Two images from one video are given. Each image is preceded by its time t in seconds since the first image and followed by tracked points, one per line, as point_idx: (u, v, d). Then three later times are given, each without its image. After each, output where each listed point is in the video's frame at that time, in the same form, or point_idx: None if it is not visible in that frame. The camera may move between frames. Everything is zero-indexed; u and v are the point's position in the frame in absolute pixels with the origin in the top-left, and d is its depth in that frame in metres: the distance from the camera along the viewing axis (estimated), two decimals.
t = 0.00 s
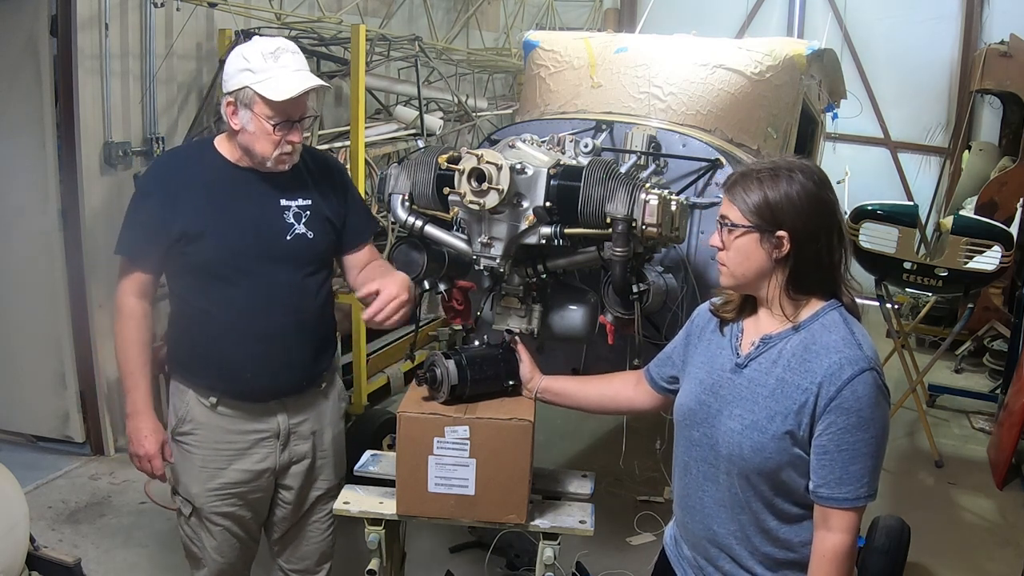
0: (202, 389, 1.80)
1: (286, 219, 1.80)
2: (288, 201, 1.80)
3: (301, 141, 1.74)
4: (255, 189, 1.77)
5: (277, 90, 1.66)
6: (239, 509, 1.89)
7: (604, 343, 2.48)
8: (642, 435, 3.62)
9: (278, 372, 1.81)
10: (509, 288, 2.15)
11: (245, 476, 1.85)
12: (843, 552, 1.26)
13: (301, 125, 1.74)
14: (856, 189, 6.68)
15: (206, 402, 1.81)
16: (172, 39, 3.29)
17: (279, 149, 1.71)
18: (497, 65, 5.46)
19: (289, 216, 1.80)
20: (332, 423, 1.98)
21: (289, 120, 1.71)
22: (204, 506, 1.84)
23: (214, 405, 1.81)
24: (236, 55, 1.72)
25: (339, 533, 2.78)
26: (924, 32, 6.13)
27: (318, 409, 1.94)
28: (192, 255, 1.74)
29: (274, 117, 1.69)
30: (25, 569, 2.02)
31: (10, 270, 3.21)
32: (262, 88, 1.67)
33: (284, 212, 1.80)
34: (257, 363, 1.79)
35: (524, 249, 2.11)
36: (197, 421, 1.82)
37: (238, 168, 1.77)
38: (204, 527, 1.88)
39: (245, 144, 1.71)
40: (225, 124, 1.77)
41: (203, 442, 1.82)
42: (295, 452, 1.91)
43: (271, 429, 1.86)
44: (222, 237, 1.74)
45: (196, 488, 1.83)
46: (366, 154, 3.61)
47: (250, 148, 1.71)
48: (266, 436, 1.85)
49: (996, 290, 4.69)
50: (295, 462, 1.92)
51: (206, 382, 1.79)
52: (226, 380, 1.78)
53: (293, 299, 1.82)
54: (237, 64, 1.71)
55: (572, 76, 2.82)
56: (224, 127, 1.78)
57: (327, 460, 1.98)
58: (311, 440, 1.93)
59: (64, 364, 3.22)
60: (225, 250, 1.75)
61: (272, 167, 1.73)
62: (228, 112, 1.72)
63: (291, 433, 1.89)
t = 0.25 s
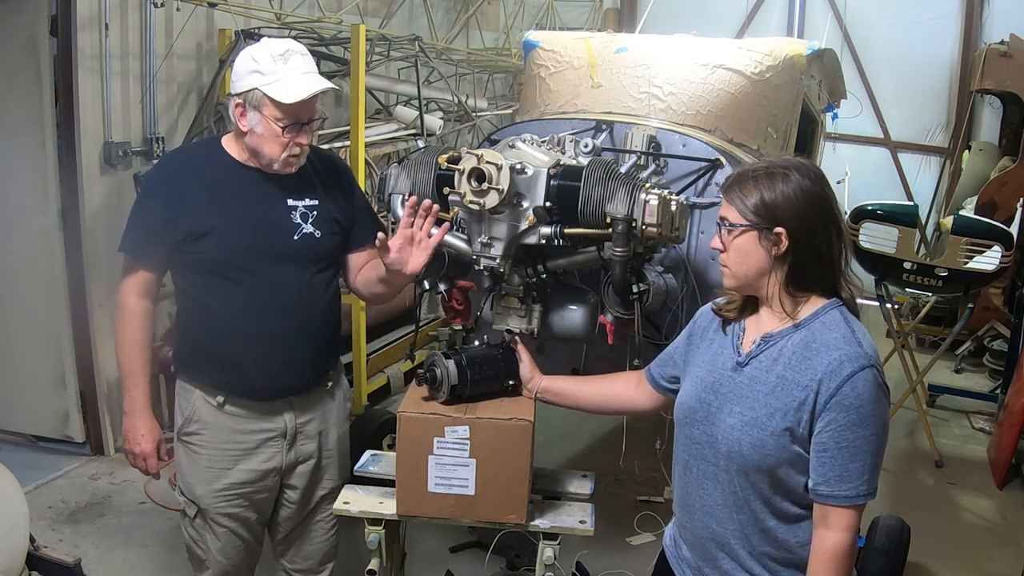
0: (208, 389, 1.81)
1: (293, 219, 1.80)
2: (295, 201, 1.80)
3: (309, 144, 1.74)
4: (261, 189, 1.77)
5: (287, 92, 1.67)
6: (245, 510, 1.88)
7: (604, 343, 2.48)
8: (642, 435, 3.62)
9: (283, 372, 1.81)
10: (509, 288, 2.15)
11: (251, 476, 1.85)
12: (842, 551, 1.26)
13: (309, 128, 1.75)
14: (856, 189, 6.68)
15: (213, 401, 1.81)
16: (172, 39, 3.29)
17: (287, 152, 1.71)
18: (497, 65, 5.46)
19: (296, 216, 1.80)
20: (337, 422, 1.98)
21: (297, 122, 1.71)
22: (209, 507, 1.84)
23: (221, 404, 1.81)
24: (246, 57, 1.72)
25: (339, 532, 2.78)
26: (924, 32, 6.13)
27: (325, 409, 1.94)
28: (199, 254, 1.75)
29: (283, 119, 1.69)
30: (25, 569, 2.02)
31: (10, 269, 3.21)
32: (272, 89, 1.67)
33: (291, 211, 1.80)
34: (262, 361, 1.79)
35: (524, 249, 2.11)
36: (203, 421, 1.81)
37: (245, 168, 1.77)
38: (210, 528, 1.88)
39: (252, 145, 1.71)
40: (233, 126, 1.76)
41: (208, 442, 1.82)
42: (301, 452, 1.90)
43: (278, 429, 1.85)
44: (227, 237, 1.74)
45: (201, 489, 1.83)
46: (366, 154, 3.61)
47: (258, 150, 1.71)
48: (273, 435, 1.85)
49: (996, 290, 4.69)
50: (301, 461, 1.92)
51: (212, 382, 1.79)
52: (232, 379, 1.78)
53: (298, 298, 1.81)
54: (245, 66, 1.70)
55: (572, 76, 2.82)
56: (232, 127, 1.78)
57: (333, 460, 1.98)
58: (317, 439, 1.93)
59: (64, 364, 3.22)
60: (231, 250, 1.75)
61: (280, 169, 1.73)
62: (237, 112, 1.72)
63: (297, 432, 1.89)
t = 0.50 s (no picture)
0: (217, 389, 1.80)
1: (302, 219, 1.80)
2: (304, 201, 1.81)
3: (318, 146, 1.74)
4: (271, 189, 1.78)
5: (298, 95, 1.66)
6: (253, 512, 1.88)
7: (604, 343, 2.48)
8: (642, 435, 3.62)
9: (291, 372, 1.81)
10: (509, 288, 2.15)
11: (260, 477, 1.85)
12: (840, 549, 1.26)
13: (320, 130, 1.75)
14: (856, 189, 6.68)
15: (222, 401, 1.81)
16: (172, 39, 3.29)
17: (296, 153, 1.72)
18: (497, 65, 5.46)
19: (305, 216, 1.81)
20: (344, 421, 1.99)
21: (308, 124, 1.71)
22: (218, 509, 1.83)
23: (230, 404, 1.81)
24: (258, 57, 1.72)
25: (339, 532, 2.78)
26: (924, 32, 6.13)
27: (332, 409, 1.95)
28: (208, 254, 1.74)
29: (294, 122, 1.69)
30: (25, 569, 2.02)
31: (10, 269, 3.21)
32: (284, 92, 1.67)
33: (300, 212, 1.80)
34: (270, 360, 1.79)
35: (524, 249, 2.11)
36: (212, 422, 1.81)
37: (255, 168, 1.77)
38: (217, 530, 1.87)
39: (263, 146, 1.71)
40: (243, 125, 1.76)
41: (217, 442, 1.82)
42: (308, 451, 1.91)
43: (287, 429, 1.86)
44: (237, 237, 1.74)
45: (209, 491, 1.82)
46: (367, 154, 3.61)
47: (267, 150, 1.72)
48: (282, 434, 1.85)
49: (996, 290, 4.69)
50: (309, 461, 1.92)
51: (220, 381, 1.79)
52: (240, 379, 1.78)
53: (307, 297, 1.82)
54: (258, 67, 1.70)
55: (572, 76, 2.82)
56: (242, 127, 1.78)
57: (340, 458, 1.99)
58: (325, 439, 1.94)
59: (64, 364, 3.22)
60: (240, 250, 1.75)
61: (288, 169, 1.74)
62: (248, 112, 1.71)
63: (306, 431, 1.90)
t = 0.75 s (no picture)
0: (224, 389, 1.80)
1: (305, 220, 1.81)
2: (306, 202, 1.82)
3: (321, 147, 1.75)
4: (275, 190, 1.78)
5: (305, 100, 1.66)
6: (259, 515, 1.87)
7: (604, 343, 2.48)
8: (642, 435, 3.62)
9: (299, 372, 1.83)
10: (509, 288, 2.15)
11: (266, 477, 1.85)
12: (838, 549, 1.25)
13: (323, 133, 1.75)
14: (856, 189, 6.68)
15: (229, 401, 1.81)
16: (172, 39, 3.29)
17: (299, 156, 1.72)
18: (497, 65, 5.46)
19: (307, 217, 1.82)
20: (347, 420, 2.01)
21: (313, 127, 1.71)
22: (225, 511, 1.82)
23: (237, 404, 1.81)
24: (263, 59, 1.70)
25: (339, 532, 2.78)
26: (924, 32, 6.13)
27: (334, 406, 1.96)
28: (212, 258, 1.75)
29: (299, 125, 1.69)
30: (25, 569, 2.02)
31: (10, 269, 3.21)
32: (289, 96, 1.66)
33: (303, 213, 1.81)
34: (280, 360, 1.80)
35: (524, 249, 2.11)
36: (219, 422, 1.81)
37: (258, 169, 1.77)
38: (223, 535, 1.85)
39: (266, 148, 1.71)
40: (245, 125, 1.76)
41: (224, 442, 1.82)
42: (313, 450, 1.92)
43: (293, 427, 1.87)
44: (245, 237, 1.75)
45: (217, 493, 1.81)
46: (367, 154, 3.61)
47: (269, 152, 1.72)
48: (288, 433, 1.86)
49: (996, 290, 4.69)
50: (314, 459, 1.93)
51: (227, 382, 1.79)
52: (248, 380, 1.78)
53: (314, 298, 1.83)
54: (263, 68, 1.69)
55: (572, 76, 2.82)
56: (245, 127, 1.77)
57: (343, 456, 2.01)
58: (329, 437, 1.96)
59: (64, 364, 3.22)
60: (248, 251, 1.75)
61: (290, 171, 1.75)
62: (252, 114, 1.70)
63: (311, 430, 1.91)
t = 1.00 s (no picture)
0: (218, 391, 1.80)
1: (292, 216, 1.82)
2: (291, 198, 1.82)
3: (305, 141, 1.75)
4: (262, 187, 1.78)
5: (288, 90, 1.67)
6: (255, 512, 1.88)
7: (604, 343, 2.48)
8: (642, 435, 3.62)
9: (296, 369, 1.84)
10: (509, 288, 2.15)
11: (262, 477, 1.85)
12: (837, 550, 1.25)
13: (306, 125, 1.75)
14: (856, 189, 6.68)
15: (223, 403, 1.80)
16: (172, 39, 3.29)
17: (284, 148, 1.72)
18: (497, 65, 5.46)
19: (294, 212, 1.82)
20: (341, 417, 2.02)
21: (297, 118, 1.71)
22: (222, 511, 1.83)
23: (231, 406, 1.80)
24: (244, 53, 1.71)
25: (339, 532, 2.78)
26: (924, 32, 6.13)
27: (327, 405, 1.97)
28: (206, 257, 1.73)
29: (283, 116, 1.69)
30: (25, 569, 2.02)
31: (10, 269, 3.21)
32: (273, 87, 1.67)
33: (290, 209, 1.82)
34: (280, 360, 1.81)
35: (524, 249, 2.11)
36: (215, 425, 1.80)
37: (244, 167, 1.77)
38: (220, 533, 1.86)
39: (251, 143, 1.71)
40: (228, 122, 1.75)
41: (220, 445, 1.81)
42: (308, 448, 1.93)
43: (287, 426, 1.87)
44: (237, 236, 1.74)
45: (213, 494, 1.81)
46: (367, 154, 3.61)
47: (255, 146, 1.71)
48: (282, 433, 1.87)
49: (996, 290, 4.69)
50: (309, 458, 1.94)
51: (222, 383, 1.79)
52: (244, 380, 1.79)
53: (310, 296, 1.85)
54: (244, 62, 1.70)
55: (572, 76, 2.82)
56: (228, 125, 1.77)
57: (337, 454, 2.02)
58: (323, 435, 1.96)
59: (64, 364, 3.22)
60: (240, 251, 1.75)
61: (275, 165, 1.74)
62: (234, 108, 1.70)
63: (305, 429, 1.92)
